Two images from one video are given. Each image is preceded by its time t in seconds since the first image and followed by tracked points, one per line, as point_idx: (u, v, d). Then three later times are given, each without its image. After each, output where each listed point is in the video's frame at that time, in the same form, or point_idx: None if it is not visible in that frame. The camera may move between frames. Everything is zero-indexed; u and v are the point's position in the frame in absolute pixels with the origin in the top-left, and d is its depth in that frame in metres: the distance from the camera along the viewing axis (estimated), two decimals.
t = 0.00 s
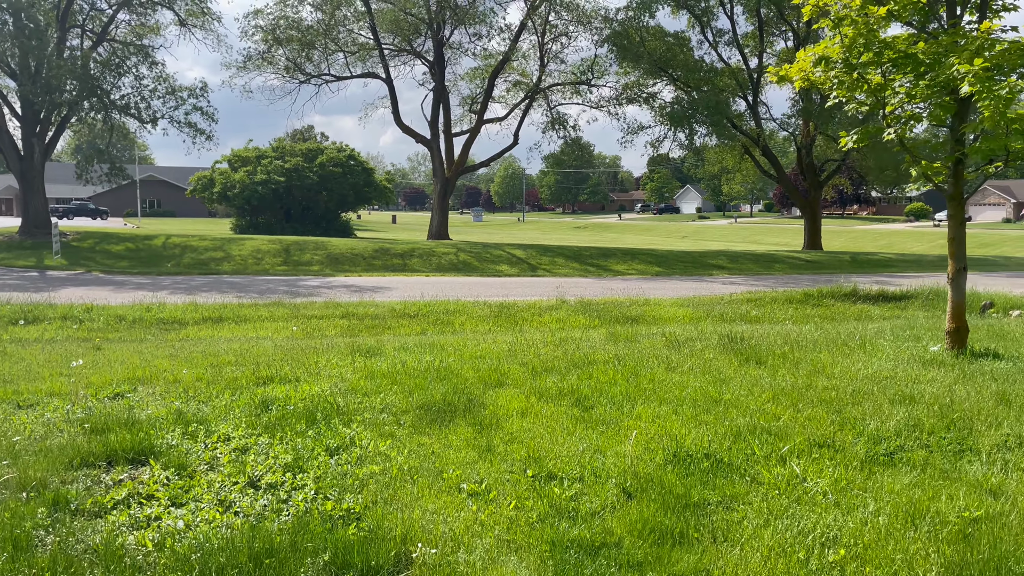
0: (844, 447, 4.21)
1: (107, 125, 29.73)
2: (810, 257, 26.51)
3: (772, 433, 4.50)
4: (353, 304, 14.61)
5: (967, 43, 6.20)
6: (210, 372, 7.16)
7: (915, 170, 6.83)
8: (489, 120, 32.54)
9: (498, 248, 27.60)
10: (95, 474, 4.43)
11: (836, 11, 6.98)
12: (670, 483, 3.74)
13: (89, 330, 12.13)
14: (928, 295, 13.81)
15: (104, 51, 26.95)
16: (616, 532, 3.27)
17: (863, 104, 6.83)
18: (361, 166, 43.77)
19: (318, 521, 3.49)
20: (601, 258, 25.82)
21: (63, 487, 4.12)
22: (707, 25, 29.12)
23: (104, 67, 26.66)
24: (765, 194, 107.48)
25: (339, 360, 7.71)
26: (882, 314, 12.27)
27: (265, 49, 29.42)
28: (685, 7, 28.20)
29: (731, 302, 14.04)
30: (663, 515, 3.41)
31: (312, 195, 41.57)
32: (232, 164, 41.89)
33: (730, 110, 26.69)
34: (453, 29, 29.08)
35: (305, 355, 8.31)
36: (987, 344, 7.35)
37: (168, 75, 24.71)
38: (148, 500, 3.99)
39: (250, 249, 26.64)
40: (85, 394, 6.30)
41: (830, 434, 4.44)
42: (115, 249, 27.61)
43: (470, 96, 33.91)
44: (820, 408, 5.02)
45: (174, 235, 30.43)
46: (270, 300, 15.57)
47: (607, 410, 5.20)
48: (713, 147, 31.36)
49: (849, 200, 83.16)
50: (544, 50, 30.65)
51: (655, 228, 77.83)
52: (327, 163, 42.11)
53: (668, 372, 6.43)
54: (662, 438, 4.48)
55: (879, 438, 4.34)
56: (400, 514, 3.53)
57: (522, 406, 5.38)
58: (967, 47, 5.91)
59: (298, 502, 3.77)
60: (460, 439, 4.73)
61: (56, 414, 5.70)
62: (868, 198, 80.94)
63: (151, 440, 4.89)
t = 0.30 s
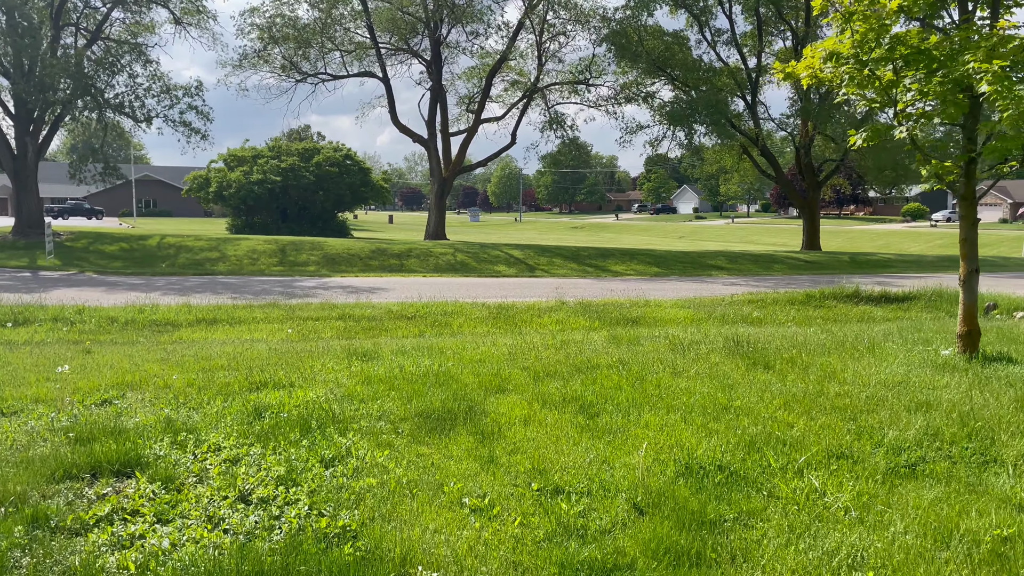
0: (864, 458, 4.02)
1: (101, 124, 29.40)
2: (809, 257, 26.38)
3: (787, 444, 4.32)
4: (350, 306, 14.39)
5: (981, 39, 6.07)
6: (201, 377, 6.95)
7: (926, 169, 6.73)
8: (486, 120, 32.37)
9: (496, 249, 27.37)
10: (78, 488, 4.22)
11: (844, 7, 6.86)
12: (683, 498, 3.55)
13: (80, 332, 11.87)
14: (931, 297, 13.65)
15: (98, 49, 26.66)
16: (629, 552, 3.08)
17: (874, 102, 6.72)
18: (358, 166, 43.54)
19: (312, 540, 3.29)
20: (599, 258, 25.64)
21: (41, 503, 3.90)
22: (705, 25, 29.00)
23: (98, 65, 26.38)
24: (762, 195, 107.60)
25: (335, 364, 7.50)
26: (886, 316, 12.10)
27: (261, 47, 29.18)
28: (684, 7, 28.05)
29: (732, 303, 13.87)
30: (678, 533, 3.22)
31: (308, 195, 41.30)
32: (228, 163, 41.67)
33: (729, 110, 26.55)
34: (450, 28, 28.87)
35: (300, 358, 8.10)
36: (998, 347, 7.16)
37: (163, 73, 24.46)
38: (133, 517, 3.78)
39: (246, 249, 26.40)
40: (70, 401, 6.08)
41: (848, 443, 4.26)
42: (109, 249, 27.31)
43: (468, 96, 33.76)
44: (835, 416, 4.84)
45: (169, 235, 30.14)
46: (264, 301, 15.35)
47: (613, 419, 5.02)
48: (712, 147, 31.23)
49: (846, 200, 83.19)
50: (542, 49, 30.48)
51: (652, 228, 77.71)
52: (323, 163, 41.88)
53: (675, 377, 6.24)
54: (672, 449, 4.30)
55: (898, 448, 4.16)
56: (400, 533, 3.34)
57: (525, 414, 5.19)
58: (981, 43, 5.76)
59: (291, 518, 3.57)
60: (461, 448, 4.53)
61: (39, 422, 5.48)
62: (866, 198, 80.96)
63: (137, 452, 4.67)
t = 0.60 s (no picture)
0: (882, 470, 3.87)
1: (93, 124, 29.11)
2: (807, 257, 26.29)
3: (799, 455, 4.16)
4: (346, 307, 14.21)
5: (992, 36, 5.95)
6: (192, 383, 6.74)
7: (934, 169, 6.63)
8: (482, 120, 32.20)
9: (492, 249, 27.19)
10: (61, 505, 4.04)
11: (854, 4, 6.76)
12: (696, 515, 3.40)
13: (70, 335, 11.66)
14: (932, 298, 13.53)
15: (90, 49, 26.39)
16: None
17: (881, 100, 6.64)
18: (353, 166, 43.31)
19: (306, 564, 3.12)
20: (596, 258, 25.51)
21: (22, 522, 3.72)
22: (702, 25, 28.92)
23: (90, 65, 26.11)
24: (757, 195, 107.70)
25: (331, 369, 7.31)
26: (887, 317, 11.99)
27: (256, 46, 28.95)
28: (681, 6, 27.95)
29: (732, 304, 13.73)
30: (691, 554, 3.06)
31: (304, 195, 41.06)
32: (223, 163, 41.45)
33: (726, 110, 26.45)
34: (445, 27, 28.70)
35: (294, 363, 7.91)
36: (1008, 350, 7.00)
37: (156, 72, 24.17)
38: (118, 535, 3.60)
39: (240, 250, 26.17)
40: (56, 409, 5.88)
41: (863, 454, 4.11)
42: (101, 250, 27.04)
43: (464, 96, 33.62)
44: (848, 425, 4.68)
45: (162, 236, 29.86)
46: (258, 303, 15.16)
47: (618, 428, 4.87)
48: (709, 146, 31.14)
49: (841, 199, 83.22)
50: (538, 49, 30.34)
51: (648, 228, 77.56)
52: (318, 163, 41.66)
53: (680, 383, 6.08)
54: (681, 462, 4.15)
55: (916, 460, 3.99)
56: (399, 555, 3.18)
57: (526, 423, 5.04)
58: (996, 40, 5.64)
59: (284, 538, 3.40)
60: (461, 460, 4.36)
61: (24, 432, 5.28)
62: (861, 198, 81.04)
63: (125, 465, 4.49)
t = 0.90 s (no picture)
0: (880, 481, 3.77)
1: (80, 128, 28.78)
2: (798, 260, 26.29)
3: (795, 466, 4.05)
4: (335, 312, 14.04)
5: (986, 36, 5.90)
6: (172, 393, 6.55)
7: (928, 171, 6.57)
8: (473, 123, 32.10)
9: (483, 252, 27.03)
10: (29, 523, 3.88)
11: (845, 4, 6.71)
12: (690, 531, 3.28)
13: (52, 343, 11.43)
14: (923, 300, 13.49)
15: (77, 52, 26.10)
16: None
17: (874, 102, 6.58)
18: (344, 169, 43.07)
19: None
20: (588, 261, 25.41)
21: None
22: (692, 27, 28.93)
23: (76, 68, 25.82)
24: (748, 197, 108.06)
25: (316, 377, 7.14)
26: (879, 320, 11.92)
27: (244, 49, 28.73)
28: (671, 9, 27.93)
29: (723, 308, 13.64)
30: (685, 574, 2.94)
31: (294, 199, 40.81)
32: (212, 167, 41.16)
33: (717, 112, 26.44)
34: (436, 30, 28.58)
35: (278, 370, 7.73)
36: (1002, 355, 6.92)
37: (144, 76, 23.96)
38: (88, 556, 3.44)
39: (229, 254, 25.91)
40: (30, 421, 5.69)
41: (860, 465, 4.00)
42: (88, 255, 26.72)
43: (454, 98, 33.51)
44: (844, 433, 4.57)
45: (150, 240, 29.53)
46: (246, 308, 14.95)
47: (609, 438, 4.75)
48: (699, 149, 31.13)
49: (830, 201, 83.58)
50: (529, 52, 30.27)
51: (639, 230, 77.60)
52: (308, 166, 41.40)
53: (671, 390, 5.96)
54: (674, 473, 4.03)
55: (914, 470, 3.89)
56: None
57: (515, 432, 4.91)
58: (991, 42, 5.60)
59: (261, 559, 3.26)
60: (448, 473, 4.23)
61: None
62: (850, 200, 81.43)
63: (100, 481, 4.32)
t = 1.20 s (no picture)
0: (867, 491, 3.66)
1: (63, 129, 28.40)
2: (787, 260, 26.29)
3: (780, 474, 3.95)
4: (320, 315, 13.86)
5: (975, 34, 5.83)
6: (145, 400, 6.37)
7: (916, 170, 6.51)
8: (462, 123, 31.96)
9: (472, 253, 26.86)
10: None
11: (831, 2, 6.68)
12: (670, 546, 3.17)
13: (30, 348, 11.19)
14: (912, 300, 13.45)
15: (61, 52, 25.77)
16: None
17: (860, 101, 6.54)
18: (333, 170, 42.85)
19: None
20: (578, 262, 25.29)
21: None
22: (682, 27, 28.87)
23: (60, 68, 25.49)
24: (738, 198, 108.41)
25: (295, 383, 6.98)
26: (868, 321, 11.85)
27: (231, 50, 28.47)
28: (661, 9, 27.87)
29: (712, 309, 13.54)
30: None
31: (282, 200, 40.55)
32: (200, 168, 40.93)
33: (705, 113, 26.40)
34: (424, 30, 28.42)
35: (257, 376, 7.55)
36: (991, 356, 6.84)
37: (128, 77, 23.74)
38: None
39: (216, 256, 25.64)
40: None
41: (846, 473, 3.90)
42: (72, 258, 26.38)
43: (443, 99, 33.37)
44: (832, 439, 4.46)
45: (136, 242, 29.18)
46: (229, 311, 14.74)
47: (590, 446, 4.64)
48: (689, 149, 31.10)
49: (820, 200, 83.91)
50: (518, 52, 30.15)
51: (631, 230, 77.61)
52: (297, 167, 41.15)
53: (656, 395, 5.86)
54: (655, 484, 3.92)
55: (902, 479, 3.77)
56: None
57: (495, 441, 4.79)
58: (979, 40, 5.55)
59: None
60: (423, 485, 4.09)
61: None
62: (840, 199, 81.80)
63: (61, 495, 4.14)
